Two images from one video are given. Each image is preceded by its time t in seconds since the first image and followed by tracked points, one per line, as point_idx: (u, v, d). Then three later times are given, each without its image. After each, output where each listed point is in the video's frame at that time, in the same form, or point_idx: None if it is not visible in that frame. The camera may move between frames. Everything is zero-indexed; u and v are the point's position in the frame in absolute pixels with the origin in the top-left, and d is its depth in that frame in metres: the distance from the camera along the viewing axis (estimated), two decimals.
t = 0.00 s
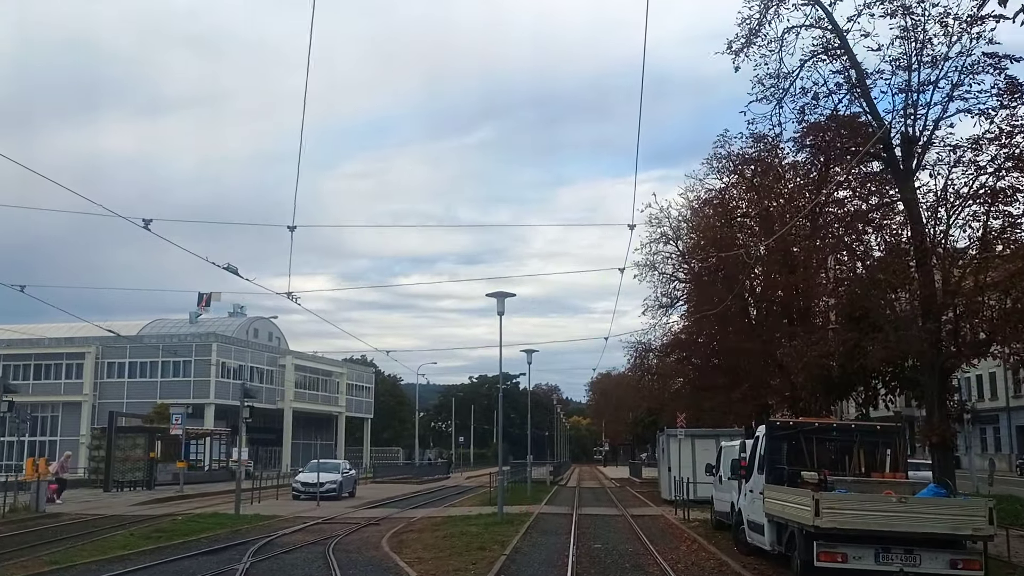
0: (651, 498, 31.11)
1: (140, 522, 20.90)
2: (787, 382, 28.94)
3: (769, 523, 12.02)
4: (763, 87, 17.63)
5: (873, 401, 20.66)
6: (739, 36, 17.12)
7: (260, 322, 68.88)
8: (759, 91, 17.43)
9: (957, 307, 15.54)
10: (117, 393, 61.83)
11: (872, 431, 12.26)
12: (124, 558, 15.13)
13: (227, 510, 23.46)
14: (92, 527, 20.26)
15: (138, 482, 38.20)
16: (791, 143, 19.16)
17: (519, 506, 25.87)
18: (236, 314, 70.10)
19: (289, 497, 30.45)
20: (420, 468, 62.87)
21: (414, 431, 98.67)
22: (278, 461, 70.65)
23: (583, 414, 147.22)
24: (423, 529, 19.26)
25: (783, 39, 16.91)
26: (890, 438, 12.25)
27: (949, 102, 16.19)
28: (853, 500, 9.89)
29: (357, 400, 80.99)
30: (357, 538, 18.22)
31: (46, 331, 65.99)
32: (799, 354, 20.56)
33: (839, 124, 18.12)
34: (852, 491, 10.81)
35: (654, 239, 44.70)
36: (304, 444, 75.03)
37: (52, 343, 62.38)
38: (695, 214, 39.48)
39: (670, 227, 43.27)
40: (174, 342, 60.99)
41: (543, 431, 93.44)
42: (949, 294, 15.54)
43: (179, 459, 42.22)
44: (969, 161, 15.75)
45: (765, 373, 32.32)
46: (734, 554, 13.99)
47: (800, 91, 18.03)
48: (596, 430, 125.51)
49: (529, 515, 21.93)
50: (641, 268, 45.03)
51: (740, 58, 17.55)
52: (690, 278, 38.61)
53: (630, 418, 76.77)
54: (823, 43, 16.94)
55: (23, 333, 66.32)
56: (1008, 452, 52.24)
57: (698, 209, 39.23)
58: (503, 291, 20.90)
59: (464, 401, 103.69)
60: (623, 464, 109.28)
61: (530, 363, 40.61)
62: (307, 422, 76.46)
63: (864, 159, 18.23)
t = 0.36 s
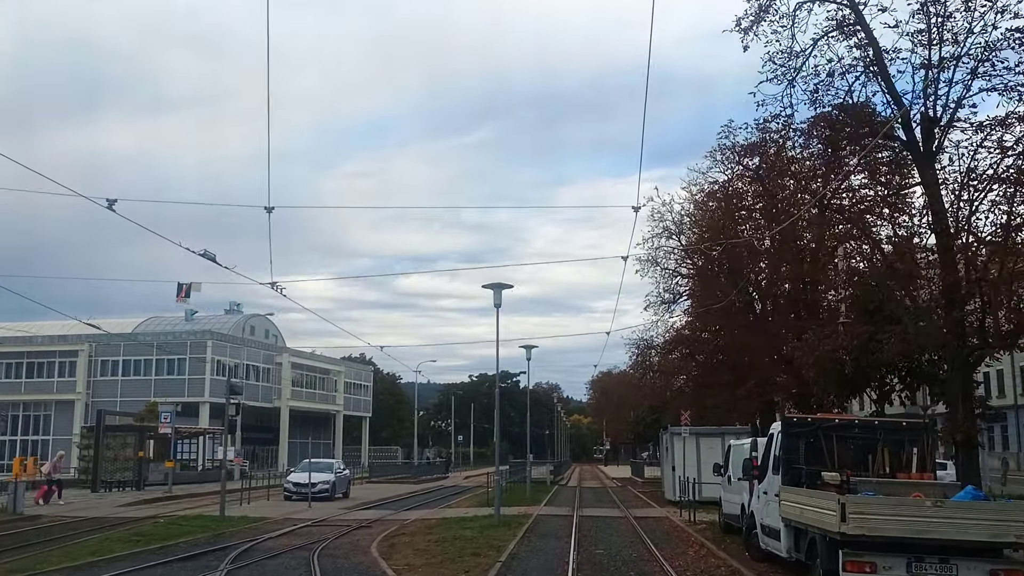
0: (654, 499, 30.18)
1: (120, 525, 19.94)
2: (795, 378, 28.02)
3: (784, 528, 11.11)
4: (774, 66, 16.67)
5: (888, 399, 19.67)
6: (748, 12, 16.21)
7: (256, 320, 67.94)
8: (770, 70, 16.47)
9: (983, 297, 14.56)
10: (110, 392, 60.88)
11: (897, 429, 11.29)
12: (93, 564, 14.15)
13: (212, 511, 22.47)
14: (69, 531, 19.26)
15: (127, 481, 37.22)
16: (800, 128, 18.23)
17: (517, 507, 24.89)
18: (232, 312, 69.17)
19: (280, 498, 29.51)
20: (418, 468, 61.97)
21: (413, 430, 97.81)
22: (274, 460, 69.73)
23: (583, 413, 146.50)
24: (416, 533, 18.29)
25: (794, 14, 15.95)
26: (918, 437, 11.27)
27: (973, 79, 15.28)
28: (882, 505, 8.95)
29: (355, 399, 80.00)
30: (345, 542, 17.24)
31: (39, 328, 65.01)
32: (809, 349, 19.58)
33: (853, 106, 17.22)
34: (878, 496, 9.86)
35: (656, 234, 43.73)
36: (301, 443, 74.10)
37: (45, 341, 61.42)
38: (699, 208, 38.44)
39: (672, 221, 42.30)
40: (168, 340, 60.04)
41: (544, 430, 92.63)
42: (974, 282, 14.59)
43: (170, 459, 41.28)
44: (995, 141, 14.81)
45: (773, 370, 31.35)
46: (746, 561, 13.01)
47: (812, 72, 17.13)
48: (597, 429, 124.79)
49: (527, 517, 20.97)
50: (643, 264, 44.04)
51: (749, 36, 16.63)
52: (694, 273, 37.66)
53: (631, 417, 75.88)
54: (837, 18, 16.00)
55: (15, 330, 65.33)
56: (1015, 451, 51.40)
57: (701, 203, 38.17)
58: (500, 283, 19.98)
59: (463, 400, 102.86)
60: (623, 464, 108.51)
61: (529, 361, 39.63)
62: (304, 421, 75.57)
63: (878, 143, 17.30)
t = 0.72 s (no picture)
0: (656, 499, 29.42)
1: (101, 527, 19.15)
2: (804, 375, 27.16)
3: (802, 533, 10.27)
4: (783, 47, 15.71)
5: (903, 396, 18.86)
6: None
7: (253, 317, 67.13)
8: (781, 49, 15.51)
9: (1010, 288, 13.67)
10: (105, 390, 60.13)
11: (923, 426, 10.41)
12: (64, 569, 13.36)
13: (198, 513, 21.67)
14: (48, 534, 18.49)
15: (119, 482, 36.44)
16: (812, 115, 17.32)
17: (516, 508, 24.08)
18: (229, 310, 68.39)
19: (272, 498, 28.74)
20: (417, 467, 61.21)
21: (412, 429, 97.08)
22: (271, 460, 68.94)
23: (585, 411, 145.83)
24: (408, 536, 17.49)
25: None
26: (947, 435, 10.36)
27: (997, 57, 14.35)
28: (912, 512, 8.13)
29: (354, 398, 79.18)
30: (333, 546, 16.41)
31: (33, 325, 64.23)
32: (820, 345, 18.73)
33: (867, 89, 16.29)
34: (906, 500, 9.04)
35: (659, 229, 42.79)
36: (299, 442, 73.36)
37: (38, 339, 60.63)
38: (701, 202, 37.53)
39: (675, 215, 41.38)
40: (163, 338, 59.25)
41: (544, 429, 91.86)
42: (999, 274, 13.66)
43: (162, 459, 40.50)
44: None
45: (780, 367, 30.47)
46: (758, 567, 12.14)
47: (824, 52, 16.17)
48: (598, 428, 124.17)
49: (525, 519, 20.18)
50: (645, 259, 43.05)
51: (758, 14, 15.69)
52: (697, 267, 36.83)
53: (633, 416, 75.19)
54: None
55: (9, 328, 64.52)
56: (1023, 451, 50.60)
57: (704, 196, 37.26)
58: (496, 275, 19.15)
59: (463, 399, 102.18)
60: (625, 463, 107.79)
61: (529, 357, 38.85)
62: (301, 420, 74.81)
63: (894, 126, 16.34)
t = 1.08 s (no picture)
0: (658, 502, 28.52)
1: (77, 532, 18.28)
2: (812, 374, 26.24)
3: (822, 542, 9.41)
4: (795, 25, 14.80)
5: (921, 394, 17.97)
6: None
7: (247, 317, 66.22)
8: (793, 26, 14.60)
9: None
10: (97, 390, 59.22)
11: (957, 425, 9.53)
12: None
13: (180, 517, 20.79)
14: (21, 538, 17.63)
15: (106, 483, 35.48)
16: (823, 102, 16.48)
17: (513, 512, 23.19)
18: (224, 309, 67.50)
19: (262, 501, 27.85)
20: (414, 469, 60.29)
21: (410, 430, 96.20)
22: (266, 461, 68.07)
23: (585, 412, 144.99)
24: (398, 541, 16.60)
25: None
26: (981, 433, 9.50)
27: None
28: (951, 522, 7.30)
29: (351, 398, 78.21)
30: (318, 552, 15.53)
31: (25, 324, 63.31)
32: (834, 341, 17.84)
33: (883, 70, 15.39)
34: (941, 505, 8.19)
35: (660, 226, 41.87)
36: (295, 443, 72.47)
37: (29, 338, 59.72)
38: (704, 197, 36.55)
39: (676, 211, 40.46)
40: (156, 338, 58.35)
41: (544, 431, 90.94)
42: None
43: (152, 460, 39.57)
44: None
45: (785, 366, 29.56)
46: None
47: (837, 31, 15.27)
48: (597, 429, 123.37)
49: (522, 523, 19.30)
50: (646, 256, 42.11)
51: None
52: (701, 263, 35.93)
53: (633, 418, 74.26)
54: None
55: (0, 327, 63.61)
56: None
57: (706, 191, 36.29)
58: (491, 266, 18.30)
59: (463, 399, 101.29)
60: (624, 465, 106.90)
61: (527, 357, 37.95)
62: (298, 420, 73.91)
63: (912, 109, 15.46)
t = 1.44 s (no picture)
0: (659, 502, 27.61)
1: (49, 535, 17.36)
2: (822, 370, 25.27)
3: (846, 550, 8.53)
4: None
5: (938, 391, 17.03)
6: None
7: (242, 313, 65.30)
8: None
9: None
10: (89, 388, 58.24)
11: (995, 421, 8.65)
12: None
13: (161, 519, 19.86)
14: None
15: (93, 483, 34.49)
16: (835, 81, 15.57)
17: (510, 513, 22.28)
18: (219, 306, 66.57)
19: (252, 501, 26.95)
20: (411, 468, 59.35)
21: (409, 428, 95.29)
22: (262, 460, 67.15)
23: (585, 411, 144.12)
24: (387, 545, 15.69)
25: None
26: None
27: None
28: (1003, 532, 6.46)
29: (348, 396, 77.25)
30: (301, 557, 14.60)
31: (17, 321, 62.39)
32: (848, 334, 16.92)
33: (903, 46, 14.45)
34: (983, 511, 7.34)
35: (662, 220, 40.91)
36: (291, 442, 71.56)
37: (20, 335, 58.78)
38: (707, 190, 35.57)
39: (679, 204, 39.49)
40: (149, 335, 57.37)
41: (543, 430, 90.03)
42: None
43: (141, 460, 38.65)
44: None
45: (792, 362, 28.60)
46: None
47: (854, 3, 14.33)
48: (597, 428, 122.50)
49: (519, 526, 18.38)
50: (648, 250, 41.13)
51: None
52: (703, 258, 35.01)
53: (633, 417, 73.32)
54: None
55: None
56: None
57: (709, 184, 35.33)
58: (485, 254, 17.35)
59: (462, 398, 100.40)
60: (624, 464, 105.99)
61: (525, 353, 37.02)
62: (294, 419, 73.00)
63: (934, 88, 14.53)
